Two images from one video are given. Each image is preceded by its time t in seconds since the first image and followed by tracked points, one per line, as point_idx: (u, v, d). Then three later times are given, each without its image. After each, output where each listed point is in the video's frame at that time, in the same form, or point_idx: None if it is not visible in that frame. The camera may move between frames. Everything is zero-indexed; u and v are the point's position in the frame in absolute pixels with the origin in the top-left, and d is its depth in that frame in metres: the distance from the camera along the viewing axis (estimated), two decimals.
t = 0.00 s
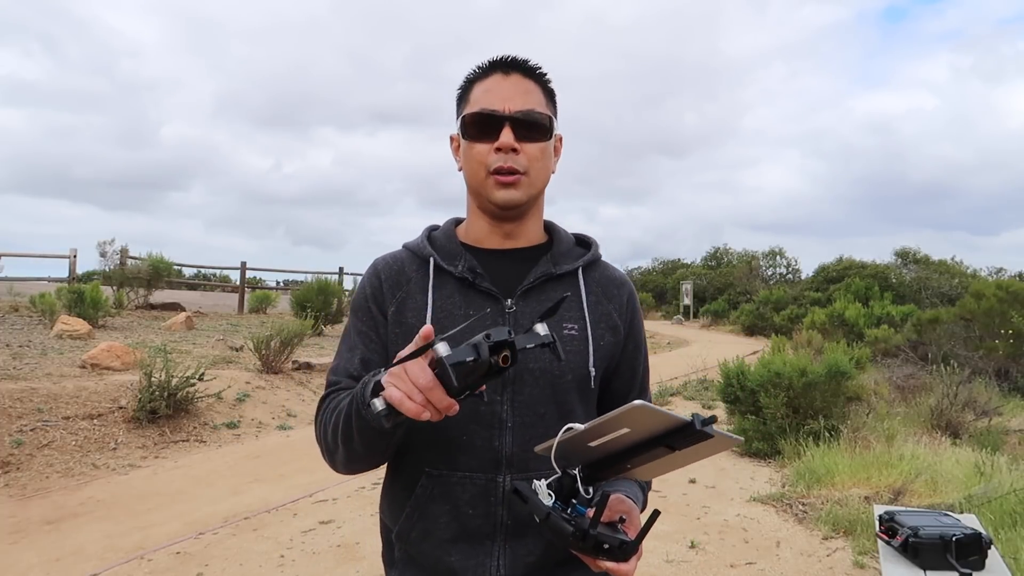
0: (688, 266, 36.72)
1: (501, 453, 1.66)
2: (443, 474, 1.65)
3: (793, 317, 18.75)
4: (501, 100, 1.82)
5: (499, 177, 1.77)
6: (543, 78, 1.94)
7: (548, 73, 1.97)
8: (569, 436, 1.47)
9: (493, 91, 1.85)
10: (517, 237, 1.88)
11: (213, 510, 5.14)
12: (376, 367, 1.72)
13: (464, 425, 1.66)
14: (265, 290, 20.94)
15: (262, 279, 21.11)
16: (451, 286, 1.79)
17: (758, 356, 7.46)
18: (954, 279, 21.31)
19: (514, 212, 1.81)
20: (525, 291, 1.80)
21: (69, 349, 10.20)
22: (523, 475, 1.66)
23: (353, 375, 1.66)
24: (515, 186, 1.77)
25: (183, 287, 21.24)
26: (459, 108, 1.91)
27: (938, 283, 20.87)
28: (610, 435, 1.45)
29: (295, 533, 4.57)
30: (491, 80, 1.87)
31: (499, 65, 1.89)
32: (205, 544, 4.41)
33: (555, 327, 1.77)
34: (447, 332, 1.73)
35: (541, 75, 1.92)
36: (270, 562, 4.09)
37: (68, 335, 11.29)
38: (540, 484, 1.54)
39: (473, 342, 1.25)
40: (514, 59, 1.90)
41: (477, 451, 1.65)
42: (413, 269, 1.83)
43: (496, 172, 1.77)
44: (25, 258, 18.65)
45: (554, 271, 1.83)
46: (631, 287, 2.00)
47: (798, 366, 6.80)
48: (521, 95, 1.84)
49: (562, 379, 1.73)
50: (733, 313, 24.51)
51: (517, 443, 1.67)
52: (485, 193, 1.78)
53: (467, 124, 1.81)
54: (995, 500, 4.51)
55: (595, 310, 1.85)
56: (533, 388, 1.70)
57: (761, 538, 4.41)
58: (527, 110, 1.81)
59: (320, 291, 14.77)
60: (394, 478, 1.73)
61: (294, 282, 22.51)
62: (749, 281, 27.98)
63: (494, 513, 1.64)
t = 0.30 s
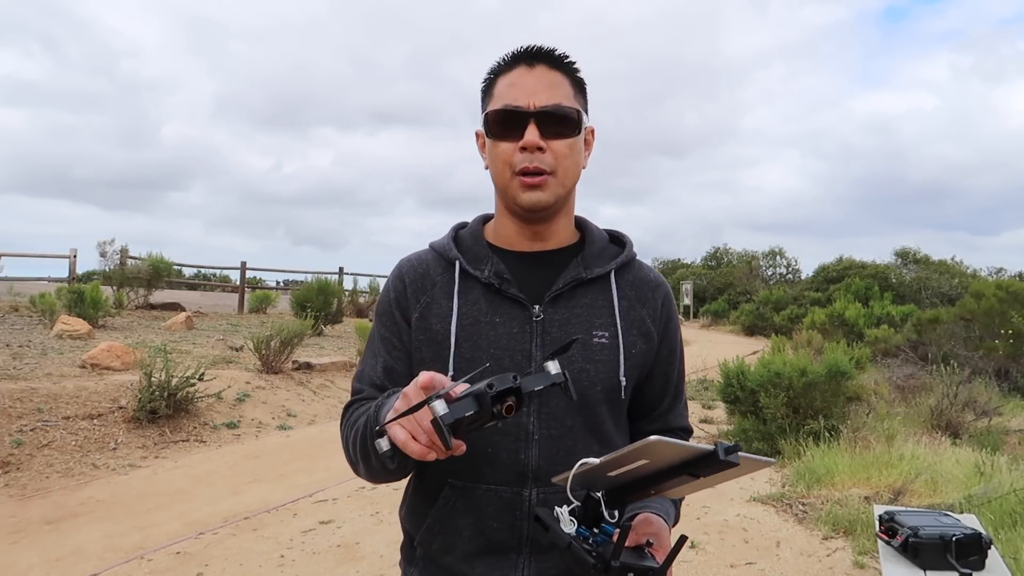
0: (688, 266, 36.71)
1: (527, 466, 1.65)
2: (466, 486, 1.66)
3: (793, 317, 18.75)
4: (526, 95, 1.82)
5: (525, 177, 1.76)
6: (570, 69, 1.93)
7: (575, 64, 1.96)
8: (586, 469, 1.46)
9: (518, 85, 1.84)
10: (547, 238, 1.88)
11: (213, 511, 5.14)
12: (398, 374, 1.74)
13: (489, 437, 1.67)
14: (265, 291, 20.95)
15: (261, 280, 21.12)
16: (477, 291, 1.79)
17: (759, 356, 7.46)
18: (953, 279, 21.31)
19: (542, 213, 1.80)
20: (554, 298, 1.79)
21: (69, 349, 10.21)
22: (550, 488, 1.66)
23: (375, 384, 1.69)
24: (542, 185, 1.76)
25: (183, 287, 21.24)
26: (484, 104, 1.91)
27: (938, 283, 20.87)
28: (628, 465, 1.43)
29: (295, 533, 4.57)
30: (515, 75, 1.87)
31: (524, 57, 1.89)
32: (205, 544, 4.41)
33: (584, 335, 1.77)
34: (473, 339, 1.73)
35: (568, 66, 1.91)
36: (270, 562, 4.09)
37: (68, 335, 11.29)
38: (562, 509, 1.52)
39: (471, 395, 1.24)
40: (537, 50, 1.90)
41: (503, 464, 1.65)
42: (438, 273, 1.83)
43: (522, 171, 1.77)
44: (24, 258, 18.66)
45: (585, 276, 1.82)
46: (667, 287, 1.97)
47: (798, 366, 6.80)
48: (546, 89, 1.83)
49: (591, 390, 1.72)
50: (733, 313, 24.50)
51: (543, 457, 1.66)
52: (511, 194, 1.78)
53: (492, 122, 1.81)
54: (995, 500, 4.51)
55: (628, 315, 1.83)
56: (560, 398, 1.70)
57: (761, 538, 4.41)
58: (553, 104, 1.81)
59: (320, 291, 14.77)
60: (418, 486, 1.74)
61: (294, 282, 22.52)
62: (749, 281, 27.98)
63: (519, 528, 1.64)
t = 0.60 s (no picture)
0: (688, 266, 36.71)
1: (528, 469, 1.65)
2: (468, 489, 1.66)
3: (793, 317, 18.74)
4: (526, 92, 1.82)
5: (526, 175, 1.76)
6: (570, 66, 1.93)
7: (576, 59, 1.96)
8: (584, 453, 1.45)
9: (517, 82, 1.84)
10: (548, 237, 1.88)
11: (213, 511, 5.13)
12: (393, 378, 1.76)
13: (490, 438, 1.67)
14: (265, 290, 20.95)
15: (261, 279, 21.12)
16: (478, 291, 1.79)
17: (759, 357, 7.46)
18: (954, 279, 21.30)
19: (543, 212, 1.80)
20: (555, 296, 1.79)
21: (69, 349, 10.21)
22: (552, 492, 1.66)
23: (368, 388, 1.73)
24: (543, 183, 1.76)
25: (183, 287, 21.25)
26: (484, 101, 1.92)
27: (938, 283, 20.87)
28: (626, 447, 1.43)
29: (295, 533, 4.57)
30: (515, 71, 1.87)
31: (524, 54, 1.89)
32: (205, 544, 4.41)
33: (587, 334, 1.76)
34: (473, 339, 1.73)
35: (568, 63, 1.91)
36: (270, 562, 4.09)
37: (68, 335, 11.29)
38: (562, 502, 1.52)
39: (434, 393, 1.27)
40: (537, 47, 1.90)
41: (504, 466, 1.65)
42: (438, 272, 1.84)
43: (522, 169, 1.77)
44: (24, 258, 18.66)
45: (587, 274, 1.82)
46: (672, 286, 1.96)
47: (798, 366, 6.80)
48: (546, 86, 1.83)
49: (594, 390, 1.72)
50: (733, 314, 24.49)
51: (545, 459, 1.66)
52: (511, 193, 1.78)
53: (491, 119, 1.82)
54: (995, 500, 4.51)
55: (631, 315, 1.83)
56: (562, 398, 1.70)
57: (761, 538, 4.41)
58: (553, 101, 1.81)
59: (320, 291, 14.78)
60: (419, 490, 1.75)
61: (294, 282, 22.53)
62: (749, 281, 27.98)
63: (521, 532, 1.64)
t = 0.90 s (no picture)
0: (688, 266, 36.72)
1: (512, 470, 1.64)
2: (450, 492, 1.64)
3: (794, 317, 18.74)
4: (515, 94, 1.82)
5: (512, 177, 1.76)
6: (560, 68, 1.93)
7: (565, 61, 1.96)
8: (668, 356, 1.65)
9: (507, 83, 1.84)
10: (531, 237, 1.88)
11: (213, 511, 5.13)
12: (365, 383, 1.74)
13: (473, 439, 1.65)
14: (265, 291, 20.96)
15: (262, 279, 21.13)
16: (460, 290, 1.78)
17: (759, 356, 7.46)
18: (954, 280, 21.31)
19: (528, 213, 1.80)
20: (540, 295, 1.79)
21: (69, 349, 10.21)
22: (537, 494, 1.65)
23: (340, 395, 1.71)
24: (529, 185, 1.76)
25: (182, 287, 21.26)
26: (472, 99, 1.91)
27: (938, 283, 20.88)
28: (704, 350, 1.67)
29: (295, 533, 4.57)
30: (505, 71, 1.87)
31: (514, 54, 1.88)
32: (205, 544, 4.41)
33: (571, 333, 1.77)
34: (454, 337, 1.72)
35: (558, 64, 1.91)
36: (270, 562, 4.09)
37: (68, 334, 11.29)
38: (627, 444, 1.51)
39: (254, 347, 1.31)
40: (528, 47, 1.90)
41: (487, 467, 1.64)
42: (417, 272, 1.83)
43: (509, 171, 1.77)
44: (25, 258, 18.67)
45: (571, 274, 1.83)
46: (652, 291, 1.99)
47: (798, 366, 6.80)
48: (536, 89, 1.83)
49: (577, 390, 1.72)
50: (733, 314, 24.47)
51: (528, 460, 1.65)
52: (497, 194, 1.78)
53: (480, 119, 1.81)
54: (996, 500, 4.52)
55: (614, 316, 1.84)
56: (545, 398, 1.70)
57: (761, 537, 4.41)
58: (542, 104, 1.81)
59: (320, 291, 14.78)
60: (398, 496, 1.72)
61: (294, 282, 22.54)
62: (749, 282, 27.97)
63: (506, 536, 1.62)
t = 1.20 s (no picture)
0: (688, 266, 36.71)
1: (491, 469, 1.64)
2: (427, 492, 1.64)
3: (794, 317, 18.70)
4: (502, 88, 1.82)
5: (497, 172, 1.76)
6: (548, 62, 1.93)
7: (554, 56, 1.96)
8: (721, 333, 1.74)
9: (493, 76, 1.84)
10: (516, 234, 1.88)
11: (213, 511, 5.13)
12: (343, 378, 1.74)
13: (452, 437, 1.65)
14: (265, 291, 20.97)
15: (261, 280, 21.14)
16: (442, 285, 1.78)
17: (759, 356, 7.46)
18: (954, 279, 21.31)
19: (514, 209, 1.80)
20: (523, 292, 1.79)
21: (69, 350, 10.21)
22: (515, 495, 1.65)
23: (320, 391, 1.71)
24: (515, 180, 1.76)
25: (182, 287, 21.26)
26: (458, 92, 1.91)
27: (938, 283, 20.88)
28: (745, 330, 1.75)
29: (295, 533, 4.57)
30: (493, 65, 1.87)
31: (502, 47, 1.89)
32: (205, 544, 4.41)
33: (554, 331, 1.77)
34: (435, 333, 1.71)
35: (546, 59, 1.92)
36: (269, 562, 4.09)
37: (68, 335, 11.29)
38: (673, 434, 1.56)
39: (199, 333, 1.34)
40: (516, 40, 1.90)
41: (466, 467, 1.64)
42: (399, 266, 1.82)
43: (494, 166, 1.77)
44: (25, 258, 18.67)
45: (556, 272, 1.83)
46: (638, 293, 1.99)
47: (798, 366, 6.81)
48: (523, 83, 1.83)
49: (560, 389, 1.72)
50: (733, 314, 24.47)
51: (507, 460, 1.65)
52: (482, 189, 1.77)
53: (466, 113, 1.81)
54: (996, 500, 4.52)
55: (600, 315, 1.84)
56: (527, 396, 1.69)
57: (761, 537, 4.41)
58: (529, 98, 1.81)
59: (321, 291, 14.79)
60: (375, 494, 1.71)
61: (294, 282, 22.54)
62: (749, 281, 27.96)
63: (483, 538, 1.62)
